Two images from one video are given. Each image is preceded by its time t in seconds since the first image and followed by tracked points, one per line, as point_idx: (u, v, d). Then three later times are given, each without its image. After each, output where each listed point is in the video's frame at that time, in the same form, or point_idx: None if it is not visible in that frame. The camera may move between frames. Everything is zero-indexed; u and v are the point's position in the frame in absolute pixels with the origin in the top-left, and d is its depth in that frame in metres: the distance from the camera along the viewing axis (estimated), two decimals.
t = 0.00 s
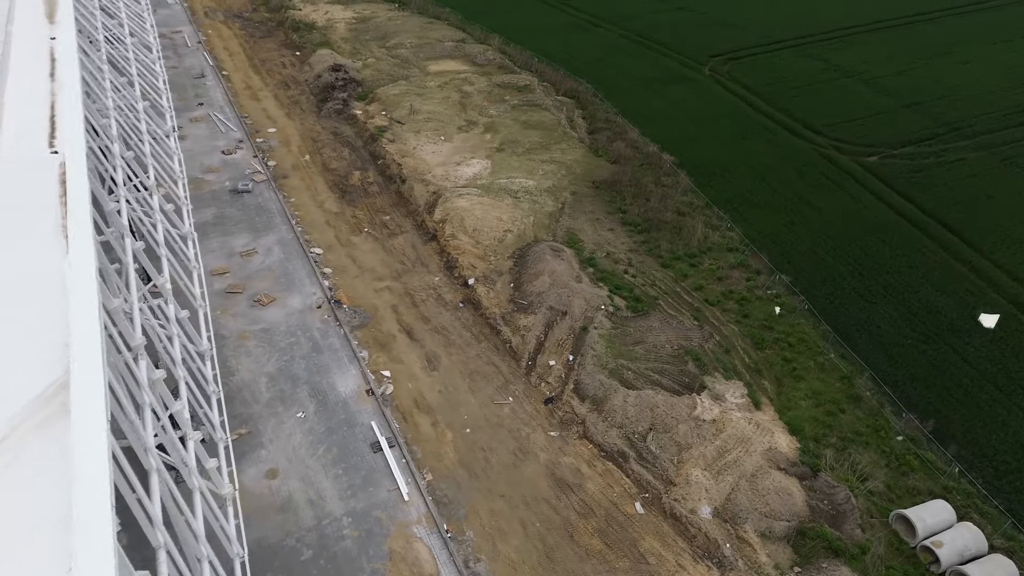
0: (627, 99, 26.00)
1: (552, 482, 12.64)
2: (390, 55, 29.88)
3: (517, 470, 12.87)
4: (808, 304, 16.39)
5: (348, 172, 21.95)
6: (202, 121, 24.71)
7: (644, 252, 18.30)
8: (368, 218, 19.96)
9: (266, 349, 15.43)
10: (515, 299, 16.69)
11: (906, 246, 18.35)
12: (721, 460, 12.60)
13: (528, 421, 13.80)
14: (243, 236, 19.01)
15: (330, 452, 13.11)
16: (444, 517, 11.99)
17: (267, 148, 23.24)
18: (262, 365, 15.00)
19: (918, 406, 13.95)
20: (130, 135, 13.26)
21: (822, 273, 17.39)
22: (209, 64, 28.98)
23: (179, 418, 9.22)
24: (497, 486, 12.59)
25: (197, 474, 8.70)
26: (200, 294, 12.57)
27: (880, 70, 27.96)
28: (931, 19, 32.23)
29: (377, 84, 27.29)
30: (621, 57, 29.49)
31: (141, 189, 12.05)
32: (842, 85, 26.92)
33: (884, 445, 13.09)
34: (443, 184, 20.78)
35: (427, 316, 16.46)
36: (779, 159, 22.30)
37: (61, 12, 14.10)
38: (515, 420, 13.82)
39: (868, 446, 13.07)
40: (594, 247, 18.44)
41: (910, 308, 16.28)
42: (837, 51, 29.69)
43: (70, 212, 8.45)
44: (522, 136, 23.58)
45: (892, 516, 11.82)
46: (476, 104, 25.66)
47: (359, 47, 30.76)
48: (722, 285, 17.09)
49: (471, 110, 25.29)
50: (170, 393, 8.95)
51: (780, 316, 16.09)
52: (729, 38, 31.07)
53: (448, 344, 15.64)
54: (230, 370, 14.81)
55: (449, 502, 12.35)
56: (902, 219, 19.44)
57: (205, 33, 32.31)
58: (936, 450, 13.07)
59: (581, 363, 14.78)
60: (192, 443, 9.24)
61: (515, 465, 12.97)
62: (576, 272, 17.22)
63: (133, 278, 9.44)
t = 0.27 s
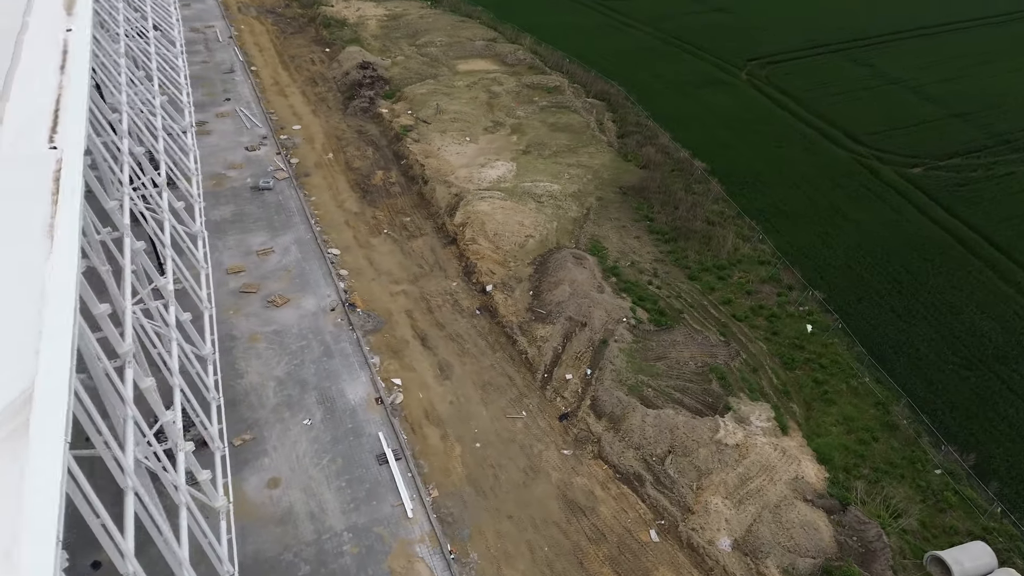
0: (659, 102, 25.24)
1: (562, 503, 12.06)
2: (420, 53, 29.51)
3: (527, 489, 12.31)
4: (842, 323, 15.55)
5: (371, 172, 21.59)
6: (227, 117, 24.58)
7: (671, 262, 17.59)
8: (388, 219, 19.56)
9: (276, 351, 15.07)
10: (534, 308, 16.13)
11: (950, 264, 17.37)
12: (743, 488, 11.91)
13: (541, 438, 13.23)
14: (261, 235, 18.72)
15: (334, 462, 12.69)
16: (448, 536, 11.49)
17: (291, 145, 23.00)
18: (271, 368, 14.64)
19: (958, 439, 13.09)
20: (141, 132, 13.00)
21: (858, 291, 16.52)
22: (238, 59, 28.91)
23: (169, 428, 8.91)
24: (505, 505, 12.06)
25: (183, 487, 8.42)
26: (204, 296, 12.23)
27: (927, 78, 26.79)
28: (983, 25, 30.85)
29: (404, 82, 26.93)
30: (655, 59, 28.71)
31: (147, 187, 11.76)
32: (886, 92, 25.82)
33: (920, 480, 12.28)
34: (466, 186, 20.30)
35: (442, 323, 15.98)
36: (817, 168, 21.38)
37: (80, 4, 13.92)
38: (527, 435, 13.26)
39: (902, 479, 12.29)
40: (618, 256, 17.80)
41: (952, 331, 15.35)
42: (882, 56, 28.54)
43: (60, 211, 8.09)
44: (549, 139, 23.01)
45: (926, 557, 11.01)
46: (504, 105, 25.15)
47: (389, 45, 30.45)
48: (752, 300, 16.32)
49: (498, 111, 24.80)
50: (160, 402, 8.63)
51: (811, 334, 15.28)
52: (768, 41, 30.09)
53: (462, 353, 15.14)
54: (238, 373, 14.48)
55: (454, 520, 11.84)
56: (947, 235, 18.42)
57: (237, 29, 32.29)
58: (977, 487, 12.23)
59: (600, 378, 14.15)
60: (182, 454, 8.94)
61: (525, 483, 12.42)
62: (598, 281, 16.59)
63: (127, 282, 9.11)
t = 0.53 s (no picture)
0: (695, 107, 24.43)
1: (574, 528, 11.49)
2: (452, 52, 29.10)
3: (538, 511, 11.76)
4: (881, 346, 14.68)
5: (396, 172, 21.21)
6: (256, 113, 24.43)
7: (700, 275, 16.85)
8: (410, 221, 19.14)
9: (289, 355, 14.71)
10: (554, 319, 15.56)
11: (999, 286, 16.37)
12: (768, 522, 11.25)
13: (555, 456, 12.65)
14: (281, 233, 18.42)
15: (340, 474, 12.26)
16: (452, 558, 11.00)
17: (317, 143, 22.74)
18: (282, 372, 14.27)
19: (1003, 478, 12.24)
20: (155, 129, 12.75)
21: (900, 312, 15.62)
22: (271, 55, 28.81)
23: (161, 439, 8.58)
24: (514, 528, 11.52)
25: (171, 504, 8.10)
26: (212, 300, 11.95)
27: (980, 88, 25.56)
28: None
29: (435, 81, 26.54)
30: (692, 62, 27.86)
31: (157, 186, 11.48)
32: (936, 102, 24.68)
33: (961, 521, 11.42)
34: (491, 190, 19.82)
35: (459, 330, 15.48)
36: (859, 180, 20.41)
37: None
38: (541, 453, 12.70)
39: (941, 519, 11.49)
40: (646, 266, 17.12)
41: (1000, 360, 14.42)
42: (932, 64, 27.32)
43: (51, 213, 7.76)
44: (580, 143, 22.42)
45: None
46: (535, 108, 24.62)
47: (422, 43, 30.12)
48: (785, 317, 15.51)
49: (528, 113, 24.29)
50: (150, 413, 8.28)
51: (848, 357, 14.44)
52: (812, 46, 29.03)
53: (478, 363, 14.62)
54: (249, 376, 14.16)
55: (460, 541, 11.35)
56: (997, 255, 17.40)
57: (272, 24, 32.24)
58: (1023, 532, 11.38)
59: (620, 395, 13.53)
60: (172, 467, 8.61)
61: (536, 505, 11.87)
62: (623, 293, 15.94)
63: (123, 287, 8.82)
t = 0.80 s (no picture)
0: (734, 117, 23.59)
1: (586, 561, 10.92)
2: (487, 56, 28.68)
3: (549, 541, 11.21)
4: (925, 378, 13.81)
5: (422, 177, 20.81)
6: (287, 113, 24.27)
7: (732, 294, 16.07)
8: (434, 228, 18.71)
9: (302, 363, 14.33)
10: (577, 335, 14.95)
11: None
12: (796, 567, 10.61)
13: (570, 483, 12.07)
14: (303, 237, 18.11)
15: (346, 491, 11.82)
16: None
17: (345, 146, 22.48)
18: (294, 381, 13.89)
19: None
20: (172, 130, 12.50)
21: (945, 342, 14.71)
22: (305, 55, 28.70)
23: (150, 455, 8.20)
24: (524, 558, 10.99)
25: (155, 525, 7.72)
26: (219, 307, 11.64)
27: None
28: None
29: (468, 86, 26.14)
30: (732, 71, 26.99)
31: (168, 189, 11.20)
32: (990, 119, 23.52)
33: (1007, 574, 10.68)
34: (518, 199, 19.31)
35: (478, 344, 14.96)
36: (905, 199, 19.43)
37: None
38: (555, 479, 12.13)
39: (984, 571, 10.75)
40: (675, 283, 16.40)
41: None
42: (987, 79, 26.09)
43: (40, 219, 7.41)
44: (612, 152, 21.80)
45: None
46: (568, 115, 24.07)
47: (456, 47, 29.77)
48: (821, 342, 14.67)
49: (561, 120, 23.76)
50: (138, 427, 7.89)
51: (888, 388, 13.58)
52: (859, 56, 27.94)
53: (494, 379, 14.08)
54: (260, 384, 13.80)
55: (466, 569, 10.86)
56: None
57: (308, 25, 32.19)
58: None
59: (641, 420, 12.88)
60: (161, 484, 8.24)
61: (548, 534, 11.31)
62: (650, 310, 15.25)
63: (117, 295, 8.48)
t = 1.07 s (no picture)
0: (777, 134, 22.73)
1: None
2: (524, 66, 28.27)
3: None
4: (973, 422, 12.94)
5: (451, 188, 20.43)
6: (320, 120, 24.13)
7: (768, 321, 15.25)
8: (459, 241, 18.27)
9: (316, 377, 13.94)
10: (601, 359, 14.31)
11: None
12: None
13: (585, 518, 11.51)
14: (327, 246, 17.81)
15: (351, 515, 11.37)
16: None
17: (376, 154, 22.23)
18: (307, 396, 13.50)
19: None
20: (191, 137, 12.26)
21: (997, 383, 13.80)
22: (342, 62, 28.63)
23: (139, 477, 7.83)
24: None
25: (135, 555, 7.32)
26: (229, 319, 11.32)
27: None
28: None
29: (502, 96, 25.74)
30: (777, 86, 26.08)
31: (181, 197, 10.94)
32: None
33: None
34: (547, 213, 18.79)
35: (497, 364, 14.42)
36: (958, 226, 18.41)
37: None
38: (570, 513, 11.56)
39: None
40: (707, 307, 15.66)
41: None
42: None
43: (28, 227, 7.10)
44: (647, 167, 21.14)
45: None
46: (603, 128, 23.50)
47: (494, 56, 29.42)
48: (861, 377, 13.81)
49: (596, 134, 23.21)
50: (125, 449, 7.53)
51: (933, 430, 12.72)
52: (912, 74, 26.80)
53: (512, 402, 13.53)
54: (272, 398, 13.44)
55: None
56: None
57: (348, 32, 32.20)
58: None
59: (665, 453, 12.23)
60: (147, 508, 7.87)
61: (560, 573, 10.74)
62: (679, 336, 14.52)
63: (113, 309, 8.16)
